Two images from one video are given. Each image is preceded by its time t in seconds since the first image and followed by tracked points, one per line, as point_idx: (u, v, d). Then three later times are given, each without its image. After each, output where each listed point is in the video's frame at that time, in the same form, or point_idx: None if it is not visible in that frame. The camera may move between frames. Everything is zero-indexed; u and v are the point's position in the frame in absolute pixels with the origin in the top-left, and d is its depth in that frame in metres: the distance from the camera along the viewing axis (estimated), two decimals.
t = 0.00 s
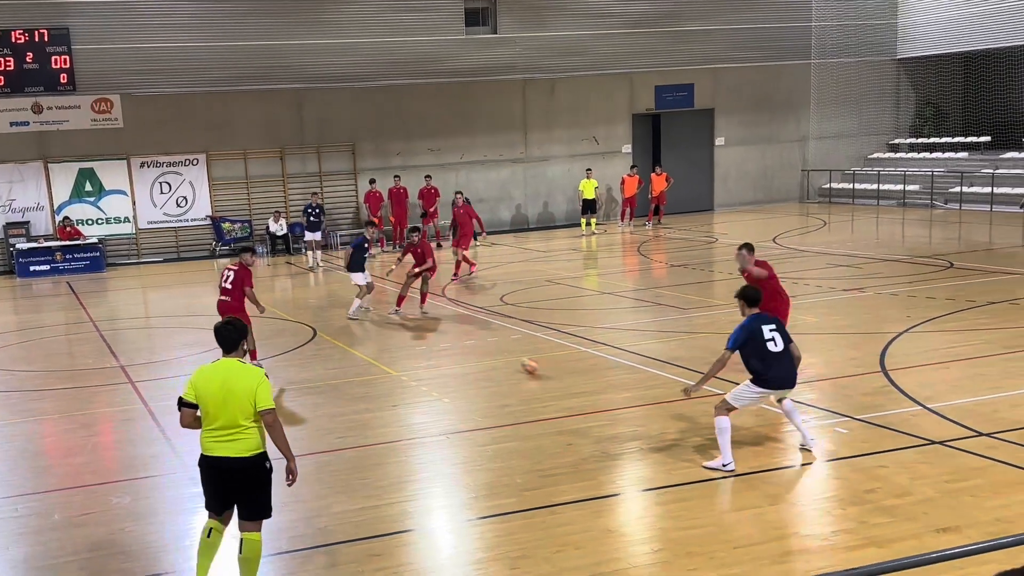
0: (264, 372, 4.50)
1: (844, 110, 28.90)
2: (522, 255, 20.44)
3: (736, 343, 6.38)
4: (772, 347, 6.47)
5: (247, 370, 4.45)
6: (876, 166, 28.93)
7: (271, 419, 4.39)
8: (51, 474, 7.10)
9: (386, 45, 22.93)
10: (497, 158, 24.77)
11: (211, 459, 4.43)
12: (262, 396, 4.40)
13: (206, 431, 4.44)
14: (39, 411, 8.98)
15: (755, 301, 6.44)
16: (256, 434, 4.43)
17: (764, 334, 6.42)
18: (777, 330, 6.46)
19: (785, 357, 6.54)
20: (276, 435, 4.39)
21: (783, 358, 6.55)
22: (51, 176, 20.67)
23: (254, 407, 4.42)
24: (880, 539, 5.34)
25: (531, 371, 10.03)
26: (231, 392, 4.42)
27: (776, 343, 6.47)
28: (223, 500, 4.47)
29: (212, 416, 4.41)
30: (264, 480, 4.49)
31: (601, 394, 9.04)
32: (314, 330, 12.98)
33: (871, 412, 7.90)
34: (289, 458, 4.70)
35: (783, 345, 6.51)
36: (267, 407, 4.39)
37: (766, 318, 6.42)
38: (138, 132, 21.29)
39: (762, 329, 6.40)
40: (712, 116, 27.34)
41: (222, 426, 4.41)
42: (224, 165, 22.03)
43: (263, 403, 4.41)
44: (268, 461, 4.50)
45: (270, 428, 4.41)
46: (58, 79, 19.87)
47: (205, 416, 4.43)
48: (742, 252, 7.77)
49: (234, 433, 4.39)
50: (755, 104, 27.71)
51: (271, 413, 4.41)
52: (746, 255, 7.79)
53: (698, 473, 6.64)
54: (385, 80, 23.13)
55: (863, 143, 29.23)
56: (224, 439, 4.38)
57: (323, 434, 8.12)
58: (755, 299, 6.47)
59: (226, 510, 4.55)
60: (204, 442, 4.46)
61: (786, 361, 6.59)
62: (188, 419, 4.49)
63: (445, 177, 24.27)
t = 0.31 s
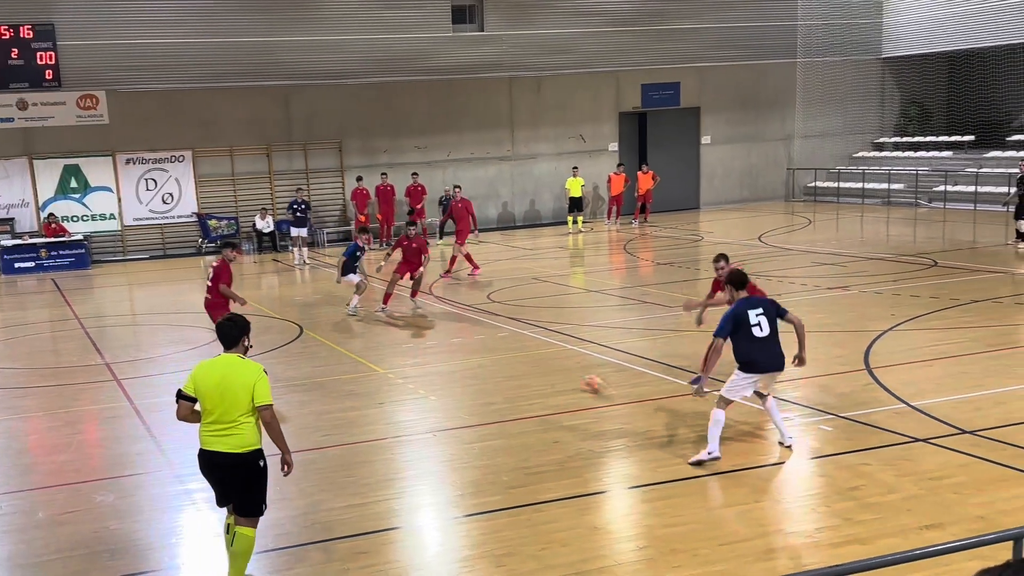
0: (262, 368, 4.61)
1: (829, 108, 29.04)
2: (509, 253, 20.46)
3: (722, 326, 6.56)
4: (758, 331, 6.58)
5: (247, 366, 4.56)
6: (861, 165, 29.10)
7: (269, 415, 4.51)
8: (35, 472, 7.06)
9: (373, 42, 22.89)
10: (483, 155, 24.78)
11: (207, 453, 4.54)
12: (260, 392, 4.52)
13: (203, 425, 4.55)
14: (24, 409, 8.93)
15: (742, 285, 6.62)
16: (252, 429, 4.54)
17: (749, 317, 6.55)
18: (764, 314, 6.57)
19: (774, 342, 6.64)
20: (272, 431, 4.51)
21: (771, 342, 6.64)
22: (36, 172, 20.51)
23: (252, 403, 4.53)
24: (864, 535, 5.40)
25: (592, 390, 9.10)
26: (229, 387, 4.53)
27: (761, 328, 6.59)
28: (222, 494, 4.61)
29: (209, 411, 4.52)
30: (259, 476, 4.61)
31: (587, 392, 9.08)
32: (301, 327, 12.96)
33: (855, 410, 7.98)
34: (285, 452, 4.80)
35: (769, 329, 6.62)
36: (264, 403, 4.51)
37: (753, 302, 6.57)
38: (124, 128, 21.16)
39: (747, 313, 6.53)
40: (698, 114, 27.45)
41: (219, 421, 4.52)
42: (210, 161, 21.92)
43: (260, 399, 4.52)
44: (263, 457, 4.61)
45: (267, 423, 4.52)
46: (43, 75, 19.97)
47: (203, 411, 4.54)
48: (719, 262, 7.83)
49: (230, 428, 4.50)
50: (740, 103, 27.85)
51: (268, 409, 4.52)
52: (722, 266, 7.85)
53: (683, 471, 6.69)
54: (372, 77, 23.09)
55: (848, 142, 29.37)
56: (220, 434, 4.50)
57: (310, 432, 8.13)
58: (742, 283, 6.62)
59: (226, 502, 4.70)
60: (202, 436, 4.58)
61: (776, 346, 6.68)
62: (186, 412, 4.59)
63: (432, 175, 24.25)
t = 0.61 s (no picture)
0: (258, 370, 4.66)
1: (817, 108, 29.16)
2: (498, 251, 20.47)
3: (719, 315, 6.85)
4: (755, 316, 6.81)
5: (243, 368, 4.62)
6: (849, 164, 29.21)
7: (263, 417, 4.55)
8: (22, 471, 7.03)
9: (363, 40, 22.87)
10: (473, 154, 24.78)
11: (203, 456, 4.58)
12: (254, 394, 4.56)
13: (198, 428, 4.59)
14: (11, 408, 8.88)
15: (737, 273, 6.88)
16: (247, 432, 4.57)
17: (745, 303, 6.80)
18: (760, 299, 6.81)
19: (772, 325, 6.86)
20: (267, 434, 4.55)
21: (770, 326, 6.86)
22: (23, 170, 20.39)
23: (246, 405, 4.57)
24: (852, 533, 5.44)
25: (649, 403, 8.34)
26: (223, 389, 4.57)
27: (758, 312, 6.82)
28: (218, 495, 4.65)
29: (204, 413, 4.56)
30: (252, 478, 4.64)
31: (576, 391, 9.11)
32: (289, 325, 12.93)
33: (842, 408, 8.03)
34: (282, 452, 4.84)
35: (766, 313, 6.84)
36: (258, 404, 4.57)
37: (748, 288, 6.81)
38: (113, 125, 21.07)
39: (743, 298, 6.78)
40: (687, 114, 27.53)
41: (214, 424, 4.56)
42: (198, 160, 21.85)
43: (254, 401, 4.56)
44: (259, 459, 4.65)
45: (261, 425, 4.56)
46: (31, 72, 19.87)
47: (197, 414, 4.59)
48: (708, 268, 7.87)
49: (224, 431, 4.54)
50: (729, 102, 27.94)
51: (262, 411, 4.57)
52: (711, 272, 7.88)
53: (672, 469, 6.72)
54: (361, 75, 23.05)
55: (836, 141, 29.48)
56: (215, 436, 4.54)
57: (299, 431, 8.11)
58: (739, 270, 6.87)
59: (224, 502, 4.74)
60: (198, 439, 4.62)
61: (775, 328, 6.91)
62: (181, 415, 4.63)
63: (421, 173, 24.23)
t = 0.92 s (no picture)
0: (251, 376, 4.66)
1: (805, 108, 29.28)
2: (487, 251, 20.47)
3: (713, 316, 6.95)
4: (749, 312, 6.93)
5: (236, 374, 4.63)
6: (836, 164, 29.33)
7: (255, 423, 4.55)
8: (10, 470, 7.00)
9: (350, 38, 22.82)
10: (460, 153, 24.79)
11: (200, 464, 4.61)
12: (246, 399, 4.56)
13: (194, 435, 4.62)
14: None
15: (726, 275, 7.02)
16: (241, 438, 4.58)
17: (737, 302, 6.92)
18: (751, 297, 6.94)
19: (766, 321, 6.97)
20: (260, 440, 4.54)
21: (765, 322, 6.97)
22: (9, 167, 20.25)
23: (238, 411, 4.57)
24: (838, 531, 5.49)
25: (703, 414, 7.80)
26: (217, 396, 4.58)
27: (751, 308, 6.94)
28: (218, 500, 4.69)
29: (198, 420, 4.58)
30: (249, 484, 4.64)
31: (564, 389, 9.15)
32: (277, 324, 12.91)
33: (828, 407, 8.10)
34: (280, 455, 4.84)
35: (759, 310, 6.96)
36: (250, 411, 4.56)
37: (739, 288, 6.95)
38: (99, 123, 20.96)
39: (734, 297, 6.91)
40: (674, 114, 27.61)
41: (208, 431, 4.57)
42: (186, 158, 21.75)
43: (246, 407, 4.56)
44: (256, 464, 4.65)
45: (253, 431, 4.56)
46: (18, 70, 19.78)
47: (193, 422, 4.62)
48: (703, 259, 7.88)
49: (218, 438, 4.55)
50: (716, 102, 28.04)
51: (254, 417, 4.57)
52: (706, 263, 7.88)
53: (659, 468, 6.76)
54: (349, 73, 23.00)
55: (822, 141, 29.61)
56: (209, 444, 4.55)
57: (287, 430, 8.10)
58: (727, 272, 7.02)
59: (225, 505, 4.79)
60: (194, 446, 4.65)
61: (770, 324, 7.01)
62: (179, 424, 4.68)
63: (409, 172, 24.20)
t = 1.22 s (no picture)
0: (243, 371, 4.66)
1: (791, 108, 29.42)
2: (473, 250, 20.47)
3: (709, 324, 6.93)
4: (740, 321, 6.97)
5: (229, 370, 4.63)
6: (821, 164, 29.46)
7: (249, 416, 4.54)
8: None
9: (337, 37, 22.76)
10: (447, 152, 24.78)
11: (194, 462, 4.59)
12: (240, 393, 4.56)
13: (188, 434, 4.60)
14: None
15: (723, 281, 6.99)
16: (236, 434, 4.57)
17: (728, 309, 6.96)
18: (743, 305, 6.97)
19: (756, 329, 7.01)
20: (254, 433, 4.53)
21: (757, 330, 7.01)
22: None
23: (232, 405, 4.57)
24: (822, 530, 5.54)
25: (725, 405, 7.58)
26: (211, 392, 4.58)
27: (742, 316, 6.97)
28: (214, 498, 4.67)
29: (192, 418, 4.57)
30: (246, 479, 4.61)
31: (551, 388, 9.18)
32: (264, 323, 12.88)
33: (813, 406, 8.16)
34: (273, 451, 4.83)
35: (751, 318, 7.00)
36: (245, 405, 4.56)
37: (731, 294, 6.98)
38: (85, 121, 20.84)
39: (726, 304, 6.95)
40: (660, 114, 27.71)
41: (202, 428, 4.56)
42: (172, 156, 21.65)
43: (241, 401, 4.56)
44: (250, 460, 4.63)
45: (248, 425, 4.56)
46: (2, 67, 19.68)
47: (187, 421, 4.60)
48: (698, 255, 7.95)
49: (214, 434, 4.54)
50: (702, 102, 28.16)
51: (249, 411, 4.56)
52: (700, 259, 7.94)
53: (645, 466, 6.80)
54: (336, 72, 22.95)
55: (808, 141, 29.74)
56: (203, 441, 4.54)
57: (274, 429, 8.11)
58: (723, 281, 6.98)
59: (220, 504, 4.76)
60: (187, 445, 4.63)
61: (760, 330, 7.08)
62: (172, 424, 4.67)
63: (396, 171, 24.17)
